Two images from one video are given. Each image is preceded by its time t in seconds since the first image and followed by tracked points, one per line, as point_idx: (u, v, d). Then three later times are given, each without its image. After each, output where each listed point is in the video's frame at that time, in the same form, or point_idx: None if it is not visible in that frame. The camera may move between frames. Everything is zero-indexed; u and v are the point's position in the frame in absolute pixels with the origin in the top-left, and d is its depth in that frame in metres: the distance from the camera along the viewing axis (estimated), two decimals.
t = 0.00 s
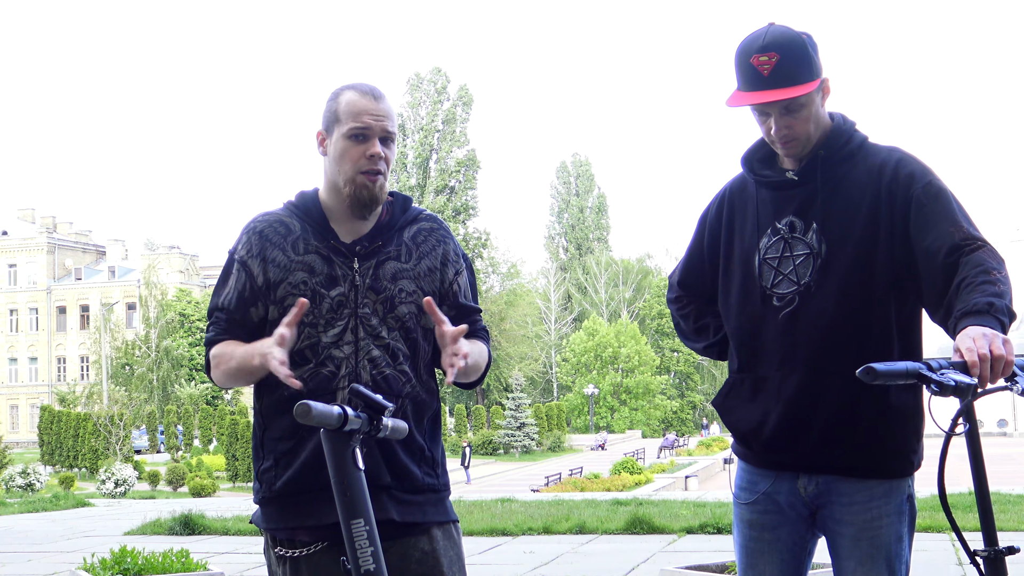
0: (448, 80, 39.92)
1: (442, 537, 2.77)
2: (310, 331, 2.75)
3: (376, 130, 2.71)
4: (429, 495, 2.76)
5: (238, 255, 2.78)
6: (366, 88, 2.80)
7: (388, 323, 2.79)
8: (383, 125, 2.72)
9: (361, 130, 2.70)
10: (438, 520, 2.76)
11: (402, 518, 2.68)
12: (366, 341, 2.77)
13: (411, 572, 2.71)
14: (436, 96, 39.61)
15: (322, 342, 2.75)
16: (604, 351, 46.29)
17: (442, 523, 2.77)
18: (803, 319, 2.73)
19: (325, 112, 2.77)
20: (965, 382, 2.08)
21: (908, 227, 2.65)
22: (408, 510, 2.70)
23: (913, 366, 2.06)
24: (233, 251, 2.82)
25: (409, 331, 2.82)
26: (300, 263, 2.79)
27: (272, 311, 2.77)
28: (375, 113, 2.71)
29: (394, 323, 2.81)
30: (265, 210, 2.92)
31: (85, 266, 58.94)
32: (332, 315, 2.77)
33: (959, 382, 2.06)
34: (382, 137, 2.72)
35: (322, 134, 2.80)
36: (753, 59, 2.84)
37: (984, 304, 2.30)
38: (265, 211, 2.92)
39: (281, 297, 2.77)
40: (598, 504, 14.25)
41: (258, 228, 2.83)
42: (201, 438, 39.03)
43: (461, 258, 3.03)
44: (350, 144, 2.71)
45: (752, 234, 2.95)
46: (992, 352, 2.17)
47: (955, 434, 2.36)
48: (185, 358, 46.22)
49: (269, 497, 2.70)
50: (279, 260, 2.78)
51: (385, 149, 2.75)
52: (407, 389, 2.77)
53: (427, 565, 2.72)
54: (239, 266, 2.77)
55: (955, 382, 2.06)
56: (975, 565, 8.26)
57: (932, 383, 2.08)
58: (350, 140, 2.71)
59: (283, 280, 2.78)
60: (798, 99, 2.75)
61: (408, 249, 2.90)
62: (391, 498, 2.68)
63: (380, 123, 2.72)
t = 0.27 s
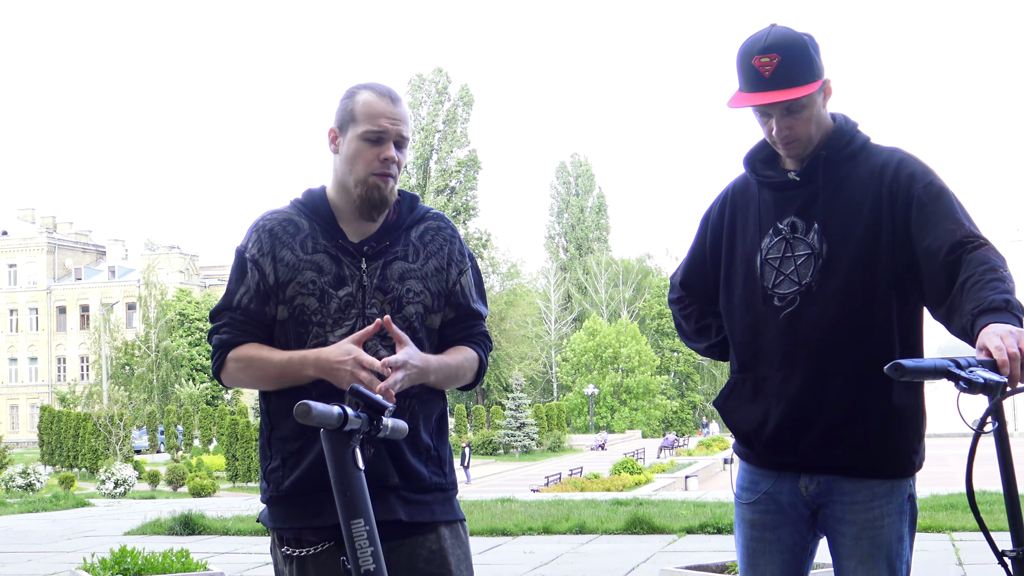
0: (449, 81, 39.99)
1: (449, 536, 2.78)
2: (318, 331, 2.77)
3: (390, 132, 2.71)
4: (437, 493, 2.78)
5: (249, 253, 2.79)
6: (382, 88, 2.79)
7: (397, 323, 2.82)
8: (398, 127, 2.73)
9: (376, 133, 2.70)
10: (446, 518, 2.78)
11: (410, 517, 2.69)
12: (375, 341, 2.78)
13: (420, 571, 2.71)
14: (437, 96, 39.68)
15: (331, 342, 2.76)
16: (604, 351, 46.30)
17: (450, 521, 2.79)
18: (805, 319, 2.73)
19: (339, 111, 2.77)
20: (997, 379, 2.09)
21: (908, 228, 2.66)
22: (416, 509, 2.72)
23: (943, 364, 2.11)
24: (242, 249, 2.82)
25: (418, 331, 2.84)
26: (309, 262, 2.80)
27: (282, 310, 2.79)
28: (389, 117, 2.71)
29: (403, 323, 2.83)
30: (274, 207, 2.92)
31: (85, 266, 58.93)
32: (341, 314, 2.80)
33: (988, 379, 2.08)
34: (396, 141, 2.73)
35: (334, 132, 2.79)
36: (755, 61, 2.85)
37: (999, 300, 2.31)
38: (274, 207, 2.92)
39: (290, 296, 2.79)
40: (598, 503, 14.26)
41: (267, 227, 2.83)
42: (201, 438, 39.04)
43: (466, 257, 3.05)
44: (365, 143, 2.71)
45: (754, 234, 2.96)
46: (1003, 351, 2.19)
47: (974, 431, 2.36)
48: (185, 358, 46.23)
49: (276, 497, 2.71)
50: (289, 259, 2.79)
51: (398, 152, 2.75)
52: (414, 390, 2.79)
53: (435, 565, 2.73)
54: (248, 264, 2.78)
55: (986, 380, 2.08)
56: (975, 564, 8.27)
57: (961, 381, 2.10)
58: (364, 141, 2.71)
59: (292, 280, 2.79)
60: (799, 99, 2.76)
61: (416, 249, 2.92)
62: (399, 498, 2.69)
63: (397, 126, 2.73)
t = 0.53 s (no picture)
0: (450, 81, 40.04)
1: (460, 535, 2.78)
2: (329, 329, 2.77)
3: (403, 136, 2.75)
4: (449, 492, 2.77)
5: (256, 253, 2.81)
6: (394, 91, 2.82)
7: (408, 321, 2.82)
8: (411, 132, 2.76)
9: (388, 139, 2.73)
10: (458, 517, 2.77)
11: (421, 516, 2.69)
12: (384, 339, 2.79)
13: (431, 568, 2.72)
14: (438, 96, 39.68)
15: (341, 341, 2.76)
16: (604, 351, 46.30)
17: (461, 519, 2.79)
18: (805, 318, 2.74)
19: (351, 113, 2.79)
20: None
21: (911, 226, 2.66)
22: (427, 509, 2.72)
23: (995, 359, 2.10)
24: (252, 250, 2.83)
25: (428, 329, 2.84)
26: (319, 262, 2.81)
27: (292, 310, 2.78)
28: (402, 122, 2.75)
29: (414, 321, 2.83)
30: (284, 207, 2.93)
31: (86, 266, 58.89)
32: (351, 313, 2.78)
33: None
34: (410, 145, 2.77)
35: (346, 133, 2.82)
36: (754, 60, 2.85)
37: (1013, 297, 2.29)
38: (284, 207, 2.93)
39: (300, 296, 2.79)
40: (598, 503, 14.26)
41: (276, 227, 2.85)
42: (201, 438, 39.02)
43: (478, 253, 3.03)
44: (380, 149, 2.75)
45: (755, 235, 2.96)
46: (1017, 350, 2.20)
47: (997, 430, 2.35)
48: (185, 358, 46.23)
49: (286, 496, 2.71)
50: (299, 258, 2.80)
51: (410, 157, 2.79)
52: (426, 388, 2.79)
53: (446, 565, 2.73)
54: (258, 263, 2.79)
55: None
56: (974, 564, 8.27)
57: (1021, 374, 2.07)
58: (377, 146, 2.74)
59: (302, 278, 2.79)
60: (798, 99, 2.76)
61: (426, 246, 2.91)
62: (410, 497, 2.69)
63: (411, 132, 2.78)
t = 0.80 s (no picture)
0: (451, 82, 40.00)
1: (479, 533, 2.76)
2: (346, 329, 2.76)
3: (415, 136, 2.69)
4: (468, 491, 2.75)
5: (274, 254, 2.82)
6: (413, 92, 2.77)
7: (424, 320, 2.81)
8: (425, 132, 2.70)
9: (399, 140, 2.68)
10: (477, 515, 2.75)
11: (438, 514, 2.68)
12: (400, 339, 2.78)
13: (448, 567, 2.70)
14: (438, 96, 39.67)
15: (359, 341, 2.76)
16: (604, 351, 46.27)
17: (480, 518, 2.76)
18: (814, 319, 2.71)
19: (365, 113, 2.75)
20: None
21: (920, 225, 2.64)
22: (446, 506, 2.70)
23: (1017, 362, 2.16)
24: (269, 251, 2.85)
25: (446, 328, 2.83)
26: (335, 263, 2.81)
27: (309, 310, 2.79)
28: (413, 121, 2.69)
29: (432, 321, 2.81)
30: (301, 207, 2.94)
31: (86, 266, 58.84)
32: (368, 313, 2.79)
33: None
34: (422, 145, 2.71)
35: (361, 134, 2.79)
36: (765, 58, 2.83)
37: None
38: (302, 207, 2.94)
39: (317, 296, 2.78)
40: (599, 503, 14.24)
41: (293, 228, 2.86)
42: (201, 438, 39.01)
43: (497, 251, 3.01)
44: (390, 150, 2.71)
45: (760, 232, 2.93)
46: None
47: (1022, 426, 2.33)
48: (185, 357, 46.21)
49: (304, 493, 2.71)
50: (314, 259, 2.81)
51: (423, 158, 2.74)
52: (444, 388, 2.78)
53: (463, 564, 2.71)
54: (276, 265, 2.80)
55: None
56: (975, 564, 8.25)
57: None
58: (388, 145, 2.70)
59: (319, 279, 2.80)
60: (809, 98, 2.74)
61: (444, 245, 2.90)
62: (427, 497, 2.68)
63: (425, 134, 2.72)
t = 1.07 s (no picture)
0: (450, 82, 39.98)
1: (503, 530, 2.74)
2: (371, 328, 2.79)
3: (436, 132, 2.68)
4: (494, 489, 2.74)
5: (301, 253, 2.87)
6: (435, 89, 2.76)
7: (448, 319, 2.81)
8: (445, 129, 2.69)
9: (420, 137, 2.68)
10: (502, 512, 2.74)
11: (462, 512, 2.68)
12: (424, 337, 2.79)
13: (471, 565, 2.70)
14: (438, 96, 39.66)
15: (382, 339, 2.79)
16: (604, 351, 46.24)
17: (506, 515, 2.75)
18: (819, 319, 2.71)
19: (387, 112, 2.76)
20: None
21: (927, 225, 2.63)
22: (470, 505, 2.70)
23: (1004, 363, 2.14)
24: (297, 250, 2.89)
25: (470, 327, 2.82)
26: (360, 262, 2.84)
27: (334, 310, 2.83)
28: (433, 118, 2.68)
29: (457, 320, 2.81)
30: (328, 205, 2.97)
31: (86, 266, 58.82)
32: (393, 312, 2.81)
33: None
34: (443, 141, 2.69)
35: (384, 132, 2.79)
36: (775, 59, 2.82)
37: None
38: (328, 206, 2.96)
39: (342, 296, 2.82)
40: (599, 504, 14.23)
41: (320, 226, 2.89)
42: (201, 438, 39.03)
43: (525, 246, 2.96)
44: (410, 146, 2.69)
45: (765, 231, 2.93)
46: None
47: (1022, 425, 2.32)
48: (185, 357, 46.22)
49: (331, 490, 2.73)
50: (340, 259, 2.84)
51: (445, 154, 2.72)
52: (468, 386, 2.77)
53: (485, 560, 2.71)
54: (304, 264, 2.84)
55: None
56: (975, 564, 8.25)
57: None
58: (410, 143, 2.69)
59: (344, 279, 2.83)
60: (819, 98, 2.73)
61: (468, 243, 2.88)
62: (451, 495, 2.69)
63: (445, 129, 2.70)
